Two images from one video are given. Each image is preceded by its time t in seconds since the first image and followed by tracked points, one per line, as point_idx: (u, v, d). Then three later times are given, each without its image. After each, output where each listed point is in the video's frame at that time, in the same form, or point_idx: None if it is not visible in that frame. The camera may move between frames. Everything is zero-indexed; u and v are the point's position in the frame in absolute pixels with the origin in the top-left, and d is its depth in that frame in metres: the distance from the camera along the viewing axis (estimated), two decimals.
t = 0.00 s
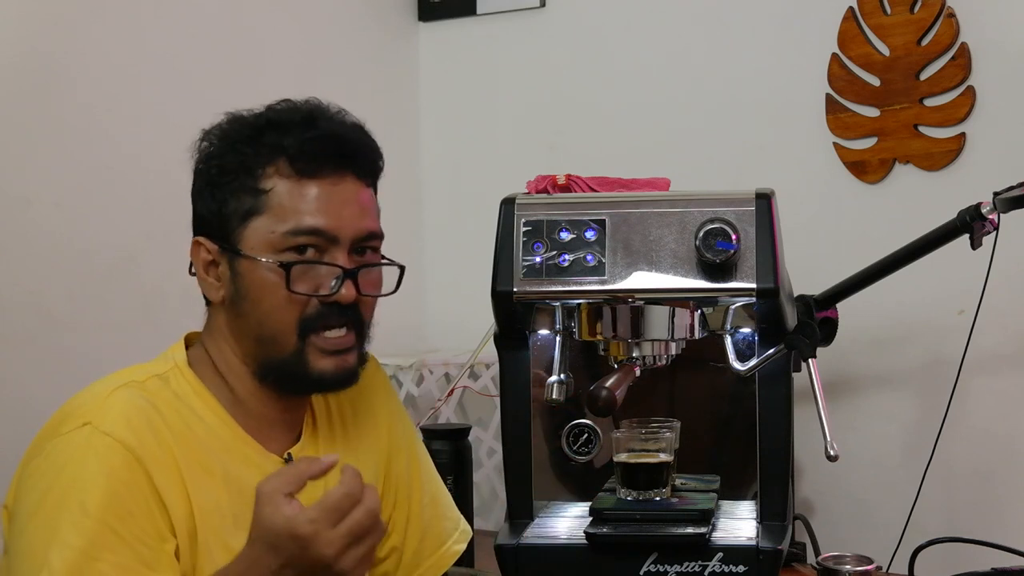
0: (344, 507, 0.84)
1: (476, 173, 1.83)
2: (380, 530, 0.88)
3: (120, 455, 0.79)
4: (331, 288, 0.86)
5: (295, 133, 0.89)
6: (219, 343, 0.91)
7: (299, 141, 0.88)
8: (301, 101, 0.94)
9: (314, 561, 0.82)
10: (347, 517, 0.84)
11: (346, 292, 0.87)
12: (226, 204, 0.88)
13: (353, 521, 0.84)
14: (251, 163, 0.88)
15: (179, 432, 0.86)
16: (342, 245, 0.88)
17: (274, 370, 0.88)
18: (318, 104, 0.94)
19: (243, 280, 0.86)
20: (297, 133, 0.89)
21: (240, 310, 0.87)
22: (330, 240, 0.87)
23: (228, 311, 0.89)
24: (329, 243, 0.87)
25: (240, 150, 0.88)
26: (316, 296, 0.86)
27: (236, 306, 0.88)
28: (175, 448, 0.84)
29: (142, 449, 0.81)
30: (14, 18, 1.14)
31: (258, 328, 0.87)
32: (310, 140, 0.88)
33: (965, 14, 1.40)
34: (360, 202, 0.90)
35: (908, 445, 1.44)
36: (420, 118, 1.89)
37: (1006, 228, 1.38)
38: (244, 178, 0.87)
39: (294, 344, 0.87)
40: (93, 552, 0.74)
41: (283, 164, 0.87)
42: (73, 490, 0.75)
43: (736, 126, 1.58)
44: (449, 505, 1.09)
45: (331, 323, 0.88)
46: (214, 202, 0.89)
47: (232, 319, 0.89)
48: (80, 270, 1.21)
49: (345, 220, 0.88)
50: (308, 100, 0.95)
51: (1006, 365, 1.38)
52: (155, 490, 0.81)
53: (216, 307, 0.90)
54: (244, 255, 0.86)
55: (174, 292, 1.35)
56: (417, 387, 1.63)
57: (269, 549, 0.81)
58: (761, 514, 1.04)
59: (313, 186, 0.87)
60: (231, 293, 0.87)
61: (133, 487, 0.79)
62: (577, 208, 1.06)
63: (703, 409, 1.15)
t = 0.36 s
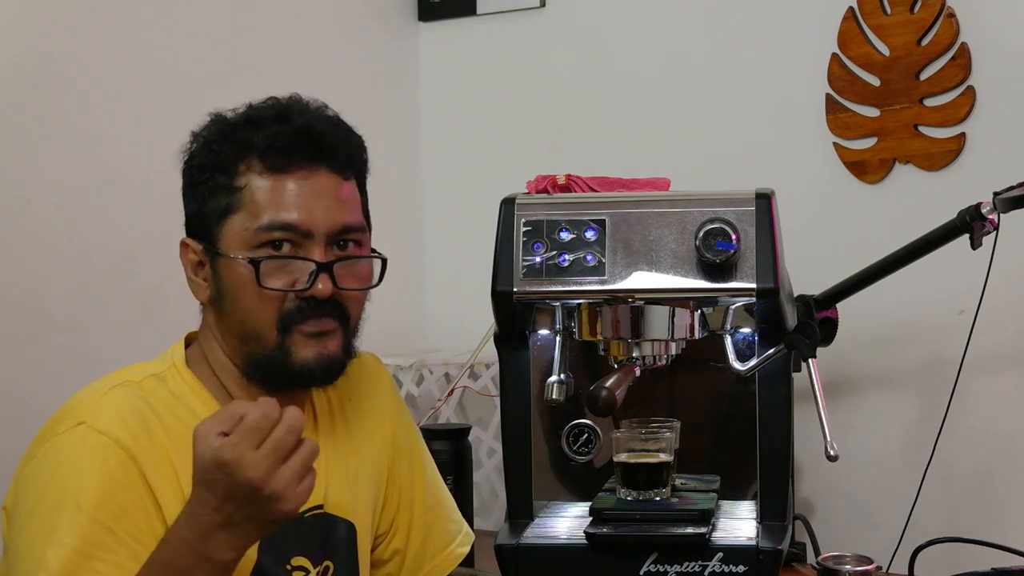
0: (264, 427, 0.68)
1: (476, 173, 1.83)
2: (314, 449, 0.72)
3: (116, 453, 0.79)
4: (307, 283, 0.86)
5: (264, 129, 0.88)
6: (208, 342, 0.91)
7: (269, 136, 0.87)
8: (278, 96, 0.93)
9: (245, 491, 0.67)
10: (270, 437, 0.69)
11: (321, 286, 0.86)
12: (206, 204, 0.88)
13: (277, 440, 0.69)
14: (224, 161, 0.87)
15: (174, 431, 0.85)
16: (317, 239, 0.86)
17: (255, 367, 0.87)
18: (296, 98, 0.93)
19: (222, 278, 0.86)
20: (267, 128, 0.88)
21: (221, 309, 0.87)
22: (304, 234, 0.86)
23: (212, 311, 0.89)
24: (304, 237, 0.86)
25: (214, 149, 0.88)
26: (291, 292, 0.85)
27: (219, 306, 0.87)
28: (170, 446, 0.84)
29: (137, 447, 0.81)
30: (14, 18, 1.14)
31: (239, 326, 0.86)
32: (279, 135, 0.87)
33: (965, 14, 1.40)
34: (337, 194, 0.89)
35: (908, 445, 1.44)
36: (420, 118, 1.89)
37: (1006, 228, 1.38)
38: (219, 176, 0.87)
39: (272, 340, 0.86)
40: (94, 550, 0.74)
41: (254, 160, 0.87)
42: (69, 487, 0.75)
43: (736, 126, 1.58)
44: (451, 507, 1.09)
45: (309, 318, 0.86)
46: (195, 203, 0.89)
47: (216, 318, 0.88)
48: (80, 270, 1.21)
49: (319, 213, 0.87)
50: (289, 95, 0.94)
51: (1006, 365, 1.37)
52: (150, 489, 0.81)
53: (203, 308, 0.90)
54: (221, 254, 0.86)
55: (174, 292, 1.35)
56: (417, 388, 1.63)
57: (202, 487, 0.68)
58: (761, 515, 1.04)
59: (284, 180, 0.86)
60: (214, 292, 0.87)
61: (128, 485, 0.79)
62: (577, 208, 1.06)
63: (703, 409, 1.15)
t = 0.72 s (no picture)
0: (270, 408, 0.67)
1: (475, 172, 1.83)
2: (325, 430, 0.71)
3: (121, 461, 0.79)
4: (311, 284, 0.85)
5: (267, 129, 0.88)
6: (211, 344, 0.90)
7: (271, 136, 0.87)
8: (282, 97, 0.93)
9: (256, 475, 0.66)
10: (278, 418, 0.68)
11: (325, 288, 0.85)
12: (208, 205, 0.88)
13: (285, 419, 0.68)
14: (227, 162, 0.87)
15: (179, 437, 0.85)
16: (321, 240, 0.86)
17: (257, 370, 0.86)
18: (300, 98, 0.93)
19: (224, 279, 0.86)
20: (270, 129, 0.88)
21: (224, 310, 0.87)
22: (308, 236, 0.86)
23: (215, 313, 0.88)
24: (307, 238, 0.86)
25: (217, 149, 0.88)
26: (295, 293, 0.84)
27: (221, 308, 0.87)
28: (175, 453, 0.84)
29: (142, 454, 0.81)
30: (13, 19, 1.14)
31: (242, 328, 0.86)
32: (282, 135, 0.87)
33: (965, 14, 1.40)
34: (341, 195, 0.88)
35: (908, 445, 1.44)
36: (420, 118, 1.89)
37: (1006, 228, 1.38)
38: (222, 177, 0.87)
39: (275, 342, 0.85)
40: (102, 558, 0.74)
41: (257, 160, 0.87)
42: (77, 498, 0.75)
43: (735, 126, 1.58)
44: (452, 512, 1.09)
45: (313, 322, 0.85)
46: (198, 204, 0.89)
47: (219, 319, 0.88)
48: (81, 271, 1.22)
49: (322, 214, 0.86)
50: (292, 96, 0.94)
51: (1006, 364, 1.38)
52: (156, 496, 0.81)
53: (206, 310, 0.90)
54: (224, 255, 0.86)
55: (174, 292, 1.35)
56: (417, 388, 1.64)
57: (212, 475, 0.67)
58: (761, 515, 1.04)
59: (288, 181, 0.86)
60: (216, 294, 0.87)
61: (134, 494, 0.79)
62: (577, 208, 1.06)
63: (703, 409, 1.15)
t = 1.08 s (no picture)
0: (300, 541, 0.65)
1: (475, 172, 1.83)
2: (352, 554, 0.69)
3: (126, 472, 0.79)
4: (316, 299, 0.86)
5: (274, 138, 0.88)
6: (218, 349, 0.91)
7: (278, 146, 0.87)
8: (290, 101, 0.92)
9: None
10: (308, 547, 0.66)
11: (330, 303, 0.86)
12: (214, 212, 0.88)
13: (314, 554, 0.66)
14: (233, 170, 0.87)
15: (187, 446, 0.85)
16: (327, 255, 0.86)
17: (262, 380, 0.87)
18: (308, 103, 0.92)
19: (230, 289, 0.87)
20: (277, 138, 0.88)
21: (230, 320, 0.87)
22: (313, 250, 0.86)
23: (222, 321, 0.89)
24: (312, 253, 0.86)
25: (223, 157, 0.88)
26: (299, 309, 0.85)
27: (227, 316, 0.88)
28: (182, 462, 0.84)
29: (149, 464, 0.81)
30: (13, 19, 1.14)
31: (246, 339, 0.87)
32: (288, 146, 0.87)
33: (965, 14, 1.40)
34: (347, 207, 0.88)
35: (908, 445, 1.44)
36: (420, 118, 1.89)
37: (1006, 228, 1.38)
38: (228, 185, 0.87)
39: (280, 354, 0.86)
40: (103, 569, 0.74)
41: (263, 171, 0.87)
42: (80, 510, 0.75)
43: (735, 126, 1.58)
44: (455, 514, 1.09)
45: (319, 334, 0.86)
46: (204, 210, 0.89)
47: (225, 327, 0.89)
48: (81, 271, 1.22)
49: (328, 228, 0.86)
50: (300, 99, 0.94)
51: (1006, 364, 1.38)
52: (161, 506, 0.81)
53: (213, 315, 0.91)
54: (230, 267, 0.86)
55: (174, 292, 1.35)
56: (417, 387, 1.64)
57: None
58: (761, 515, 1.04)
59: (293, 193, 0.86)
60: (222, 303, 0.88)
61: (139, 504, 0.79)
62: (577, 208, 1.06)
63: (703, 409, 1.15)
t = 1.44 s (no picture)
0: (311, 534, 0.67)
1: (475, 172, 1.83)
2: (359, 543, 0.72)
3: (134, 472, 0.79)
4: (322, 296, 0.85)
5: (277, 136, 0.88)
6: (222, 349, 0.91)
7: (281, 144, 0.87)
8: (291, 99, 0.92)
9: None
10: (319, 539, 0.68)
11: (336, 300, 0.85)
12: (218, 212, 0.88)
13: (324, 545, 0.68)
14: (236, 169, 0.87)
15: (193, 445, 0.85)
16: (332, 251, 0.86)
17: (268, 379, 0.87)
18: (310, 101, 0.92)
19: (235, 288, 0.86)
20: (280, 136, 0.88)
21: (235, 319, 0.87)
22: (318, 246, 0.86)
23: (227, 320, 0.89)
24: (317, 249, 0.86)
25: (227, 156, 0.88)
26: (305, 306, 0.85)
27: (232, 315, 0.88)
28: (188, 461, 0.84)
29: (156, 463, 0.81)
30: (13, 19, 1.14)
31: (252, 337, 0.87)
32: (292, 144, 0.87)
33: (965, 14, 1.40)
34: (351, 204, 0.88)
35: (907, 445, 1.44)
36: (420, 118, 1.89)
37: (1006, 228, 1.38)
38: (232, 184, 0.87)
39: (286, 352, 0.86)
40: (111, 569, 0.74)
41: (267, 169, 0.87)
42: (88, 508, 0.75)
43: (735, 126, 1.58)
44: (458, 514, 1.09)
45: (324, 330, 0.86)
46: (208, 209, 0.89)
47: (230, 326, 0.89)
48: (81, 271, 1.22)
49: (332, 224, 0.86)
50: (301, 97, 0.94)
51: (1006, 365, 1.38)
52: (168, 505, 0.81)
53: (217, 314, 0.91)
54: (235, 265, 0.86)
55: (174, 292, 1.35)
56: (417, 388, 1.64)
57: None
58: (761, 515, 1.04)
59: (298, 190, 0.86)
60: (227, 302, 0.88)
61: (146, 503, 0.79)
62: (577, 208, 1.06)
63: (703, 409, 1.15)
